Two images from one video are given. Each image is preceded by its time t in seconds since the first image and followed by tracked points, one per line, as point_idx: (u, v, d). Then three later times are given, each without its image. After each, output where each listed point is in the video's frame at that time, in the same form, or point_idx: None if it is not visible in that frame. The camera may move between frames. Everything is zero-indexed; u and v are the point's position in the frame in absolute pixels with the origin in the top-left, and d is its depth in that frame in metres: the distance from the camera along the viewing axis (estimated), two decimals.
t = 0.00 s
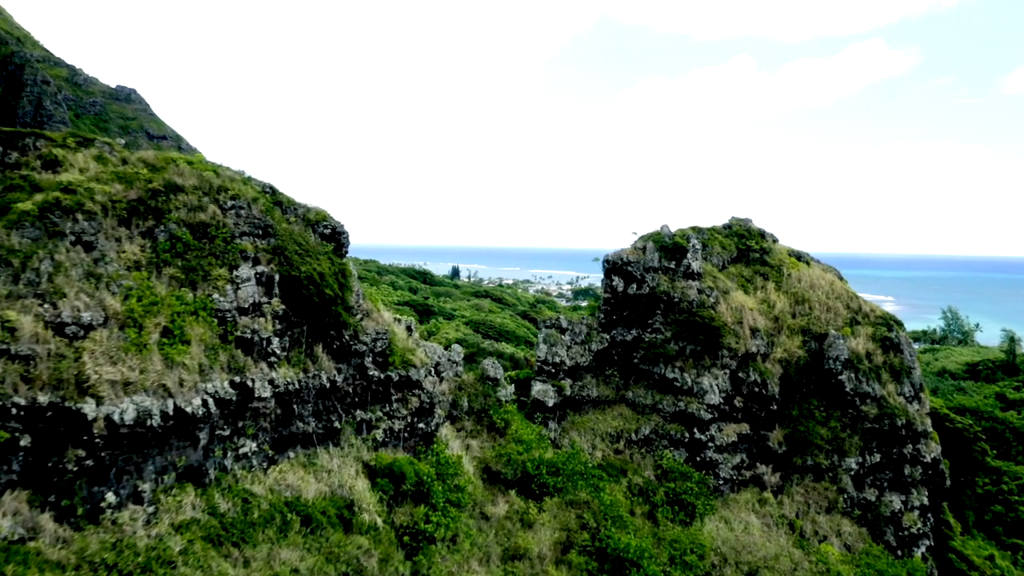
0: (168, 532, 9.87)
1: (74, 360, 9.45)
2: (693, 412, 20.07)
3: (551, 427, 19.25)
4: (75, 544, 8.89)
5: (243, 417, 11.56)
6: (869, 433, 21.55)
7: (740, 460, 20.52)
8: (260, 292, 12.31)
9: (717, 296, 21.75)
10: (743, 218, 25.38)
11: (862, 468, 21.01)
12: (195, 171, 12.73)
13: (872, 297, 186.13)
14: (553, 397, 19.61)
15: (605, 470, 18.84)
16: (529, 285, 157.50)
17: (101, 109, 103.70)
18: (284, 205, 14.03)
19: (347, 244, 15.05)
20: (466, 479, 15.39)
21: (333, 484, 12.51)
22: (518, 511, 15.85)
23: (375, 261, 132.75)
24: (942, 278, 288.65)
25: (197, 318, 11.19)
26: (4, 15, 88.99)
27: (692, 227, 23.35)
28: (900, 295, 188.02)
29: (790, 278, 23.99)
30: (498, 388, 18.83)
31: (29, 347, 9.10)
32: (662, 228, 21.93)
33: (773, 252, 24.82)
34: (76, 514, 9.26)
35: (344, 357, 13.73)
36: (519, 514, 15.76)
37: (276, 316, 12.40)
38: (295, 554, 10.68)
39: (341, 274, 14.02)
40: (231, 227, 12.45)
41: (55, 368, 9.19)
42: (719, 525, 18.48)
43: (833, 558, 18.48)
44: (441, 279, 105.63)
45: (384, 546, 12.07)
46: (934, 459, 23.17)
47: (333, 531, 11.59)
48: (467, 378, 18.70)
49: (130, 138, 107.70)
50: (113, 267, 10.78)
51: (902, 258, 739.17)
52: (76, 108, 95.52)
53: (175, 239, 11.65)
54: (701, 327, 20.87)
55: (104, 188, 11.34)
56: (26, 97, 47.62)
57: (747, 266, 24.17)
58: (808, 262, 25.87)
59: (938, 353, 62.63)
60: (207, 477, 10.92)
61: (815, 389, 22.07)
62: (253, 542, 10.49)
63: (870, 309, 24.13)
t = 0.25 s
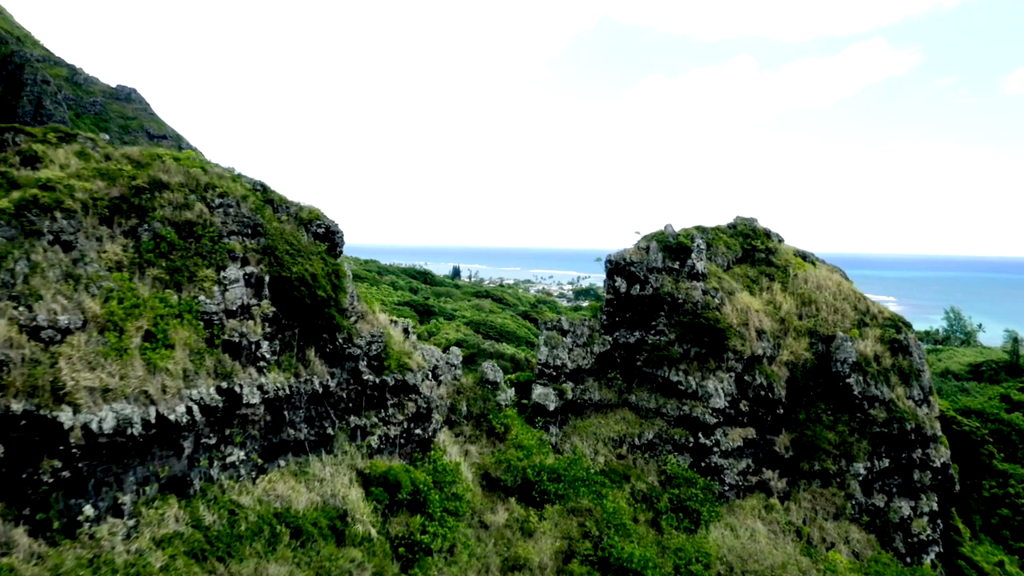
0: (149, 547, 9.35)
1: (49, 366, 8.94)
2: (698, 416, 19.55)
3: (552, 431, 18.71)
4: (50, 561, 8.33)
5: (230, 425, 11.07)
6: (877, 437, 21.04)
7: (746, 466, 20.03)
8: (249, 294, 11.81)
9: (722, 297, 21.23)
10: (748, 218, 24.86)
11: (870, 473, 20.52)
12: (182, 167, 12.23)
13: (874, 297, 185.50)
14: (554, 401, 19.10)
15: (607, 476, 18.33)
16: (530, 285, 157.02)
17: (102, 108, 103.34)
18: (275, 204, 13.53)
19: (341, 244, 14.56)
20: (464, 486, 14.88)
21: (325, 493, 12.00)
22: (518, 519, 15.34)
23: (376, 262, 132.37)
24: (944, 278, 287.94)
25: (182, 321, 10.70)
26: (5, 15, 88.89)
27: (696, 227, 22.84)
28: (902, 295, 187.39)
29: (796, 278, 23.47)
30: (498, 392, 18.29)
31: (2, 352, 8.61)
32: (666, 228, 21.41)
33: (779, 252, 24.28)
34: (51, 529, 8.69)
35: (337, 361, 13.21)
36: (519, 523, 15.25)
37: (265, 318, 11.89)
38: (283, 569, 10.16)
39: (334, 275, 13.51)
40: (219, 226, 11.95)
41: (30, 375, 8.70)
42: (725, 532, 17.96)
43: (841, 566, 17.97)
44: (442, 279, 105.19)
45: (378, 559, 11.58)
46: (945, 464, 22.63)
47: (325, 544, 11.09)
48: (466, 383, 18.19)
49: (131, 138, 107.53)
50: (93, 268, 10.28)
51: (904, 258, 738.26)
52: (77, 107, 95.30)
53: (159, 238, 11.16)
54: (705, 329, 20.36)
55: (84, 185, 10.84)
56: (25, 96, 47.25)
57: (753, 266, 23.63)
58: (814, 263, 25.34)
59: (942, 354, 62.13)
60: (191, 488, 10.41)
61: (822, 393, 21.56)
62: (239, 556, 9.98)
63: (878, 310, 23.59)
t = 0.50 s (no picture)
0: (128, 563, 8.84)
1: (22, 373, 8.36)
2: (702, 420, 19.03)
3: (554, 436, 18.10)
4: None
5: (215, 433, 10.59)
6: (886, 442, 20.53)
7: (752, 471, 19.54)
8: (237, 296, 11.31)
9: (727, 298, 20.68)
10: (753, 217, 24.32)
11: (879, 478, 20.02)
12: (167, 163, 11.71)
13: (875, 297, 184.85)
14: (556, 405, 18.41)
15: (610, 482, 17.83)
16: (530, 285, 156.52)
17: (101, 108, 102.93)
18: (266, 201, 13.01)
19: (335, 244, 14.06)
20: (463, 495, 14.37)
21: (316, 504, 11.50)
22: (518, 528, 14.83)
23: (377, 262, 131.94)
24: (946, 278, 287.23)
25: (165, 324, 10.20)
26: (5, 14, 88.57)
27: (701, 226, 22.30)
28: (903, 296, 186.77)
29: (803, 279, 22.93)
30: (498, 396, 17.80)
31: None
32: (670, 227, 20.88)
33: (785, 252, 23.75)
34: (25, 544, 8.11)
35: (330, 365, 12.70)
36: (519, 531, 14.74)
37: (254, 321, 11.39)
38: None
39: (327, 276, 12.99)
40: (205, 225, 11.44)
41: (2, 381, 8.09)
42: (731, 540, 17.46)
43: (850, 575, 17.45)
44: (442, 279, 104.88)
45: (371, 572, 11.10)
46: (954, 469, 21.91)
47: (315, 558, 10.59)
48: (465, 387, 17.61)
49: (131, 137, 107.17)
50: (71, 268, 9.77)
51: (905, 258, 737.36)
52: (76, 107, 94.90)
53: (142, 237, 10.65)
54: (710, 331, 19.79)
55: (62, 182, 10.31)
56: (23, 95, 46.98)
57: (758, 266, 23.10)
58: (821, 263, 24.81)
59: (946, 354, 61.58)
60: (174, 500, 9.93)
61: (830, 396, 21.04)
62: (225, 572, 9.48)
63: (886, 312, 23.06)
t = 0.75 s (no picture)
0: None
1: None
2: (708, 425, 18.52)
3: (555, 441, 17.62)
4: None
5: (200, 442, 10.10)
6: (895, 447, 20.01)
7: (758, 477, 19.00)
8: (224, 298, 10.82)
9: (733, 299, 20.15)
10: (758, 216, 23.78)
11: (888, 484, 19.52)
12: (151, 159, 11.20)
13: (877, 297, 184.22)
14: (557, 410, 17.98)
15: (613, 488, 17.33)
16: (531, 285, 156.00)
17: (101, 107, 102.45)
18: (256, 199, 12.50)
19: (329, 244, 13.55)
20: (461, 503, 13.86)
21: (307, 515, 11.00)
22: (518, 537, 14.32)
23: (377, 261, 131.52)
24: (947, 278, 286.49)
25: (146, 328, 9.70)
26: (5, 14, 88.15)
27: (706, 226, 21.77)
28: (905, 296, 186.13)
29: (810, 280, 22.41)
30: (498, 401, 17.29)
31: None
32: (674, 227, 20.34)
33: (791, 252, 23.22)
34: None
35: (322, 369, 12.18)
36: (519, 541, 14.24)
37: (242, 324, 10.89)
38: None
39: (320, 277, 12.48)
40: (190, 224, 10.94)
41: None
42: (736, 548, 16.97)
43: None
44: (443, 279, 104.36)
45: None
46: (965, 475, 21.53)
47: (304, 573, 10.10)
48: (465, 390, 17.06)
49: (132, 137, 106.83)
50: (47, 269, 9.25)
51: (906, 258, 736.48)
52: (77, 106, 94.53)
53: (123, 237, 10.15)
54: (715, 333, 19.28)
55: (40, 177, 9.77)
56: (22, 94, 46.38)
57: (764, 267, 22.56)
58: (827, 263, 24.28)
59: (949, 355, 61.01)
60: (155, 513, 9.42)
61: (838, 400, 20.52)
62: None
63: (895, 313, 22.53)
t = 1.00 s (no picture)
0: None
1: None
2: (714, 431, 17.88)
3: (556, 448, 17.00)
4: None
5: (179, 455, 9.48)
6: (908, 453, 19.37)
7: (766, 485, 18.35)
8: (205, 300, 10.20)
9: (740, 301, 19.50)
10: (765, 215, 23.13)
11: (900, 491, 18.87)
12: (129, 154, 10.60)
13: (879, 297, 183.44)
14: (558, 415, 17.34)
15: (616, 497, 16.70)
16: (532, 285, 155.29)
17: (100, 106, 101.96)
18: (242, 196, 11.90)
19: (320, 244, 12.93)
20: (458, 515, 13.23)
21: (294, 530, 10.37)
22: (518, 550, 13.70)
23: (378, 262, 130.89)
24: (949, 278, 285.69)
25: (119, 333, 9.08)
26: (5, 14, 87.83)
27: (711, 225, 21.12)
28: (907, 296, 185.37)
29: (818, 281, 21.77)
30: (496, 406, 16.58)
31: None
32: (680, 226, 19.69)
33: (799, 252, 22.56)
34: None
35: (311, 376, 11.56)
36: (519, 554, 13.62)
37: (224, 329, 10.28)
38: None
39: (309, 278, 11.85)
40: (169, 222, 10.33)
41: None
42: (745, 559, 16.34)
43: None
44: (443, 279, 103.74)
45: None
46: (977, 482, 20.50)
47: None
48: (463, 395, 16.41)
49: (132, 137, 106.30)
50: (12, 270, 8.62)
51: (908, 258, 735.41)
52: (77, 106, 94.32)
53: (96, 236, 9.54)
54: (722, 336, 18.64)
55: (7, 172, 9.14)
56: (19, 93, 45.79)
57: (771, 267, 21.91)
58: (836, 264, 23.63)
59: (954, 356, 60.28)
60: (129, 532, 8.74)
61: (848, 405, 19.88)
62: None
63: (906, 315, 21.88)
